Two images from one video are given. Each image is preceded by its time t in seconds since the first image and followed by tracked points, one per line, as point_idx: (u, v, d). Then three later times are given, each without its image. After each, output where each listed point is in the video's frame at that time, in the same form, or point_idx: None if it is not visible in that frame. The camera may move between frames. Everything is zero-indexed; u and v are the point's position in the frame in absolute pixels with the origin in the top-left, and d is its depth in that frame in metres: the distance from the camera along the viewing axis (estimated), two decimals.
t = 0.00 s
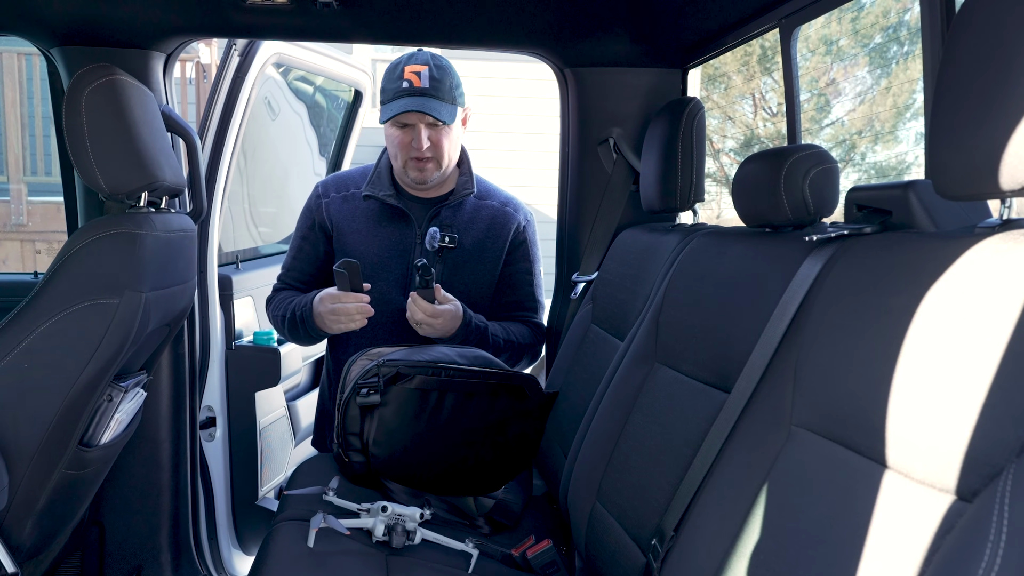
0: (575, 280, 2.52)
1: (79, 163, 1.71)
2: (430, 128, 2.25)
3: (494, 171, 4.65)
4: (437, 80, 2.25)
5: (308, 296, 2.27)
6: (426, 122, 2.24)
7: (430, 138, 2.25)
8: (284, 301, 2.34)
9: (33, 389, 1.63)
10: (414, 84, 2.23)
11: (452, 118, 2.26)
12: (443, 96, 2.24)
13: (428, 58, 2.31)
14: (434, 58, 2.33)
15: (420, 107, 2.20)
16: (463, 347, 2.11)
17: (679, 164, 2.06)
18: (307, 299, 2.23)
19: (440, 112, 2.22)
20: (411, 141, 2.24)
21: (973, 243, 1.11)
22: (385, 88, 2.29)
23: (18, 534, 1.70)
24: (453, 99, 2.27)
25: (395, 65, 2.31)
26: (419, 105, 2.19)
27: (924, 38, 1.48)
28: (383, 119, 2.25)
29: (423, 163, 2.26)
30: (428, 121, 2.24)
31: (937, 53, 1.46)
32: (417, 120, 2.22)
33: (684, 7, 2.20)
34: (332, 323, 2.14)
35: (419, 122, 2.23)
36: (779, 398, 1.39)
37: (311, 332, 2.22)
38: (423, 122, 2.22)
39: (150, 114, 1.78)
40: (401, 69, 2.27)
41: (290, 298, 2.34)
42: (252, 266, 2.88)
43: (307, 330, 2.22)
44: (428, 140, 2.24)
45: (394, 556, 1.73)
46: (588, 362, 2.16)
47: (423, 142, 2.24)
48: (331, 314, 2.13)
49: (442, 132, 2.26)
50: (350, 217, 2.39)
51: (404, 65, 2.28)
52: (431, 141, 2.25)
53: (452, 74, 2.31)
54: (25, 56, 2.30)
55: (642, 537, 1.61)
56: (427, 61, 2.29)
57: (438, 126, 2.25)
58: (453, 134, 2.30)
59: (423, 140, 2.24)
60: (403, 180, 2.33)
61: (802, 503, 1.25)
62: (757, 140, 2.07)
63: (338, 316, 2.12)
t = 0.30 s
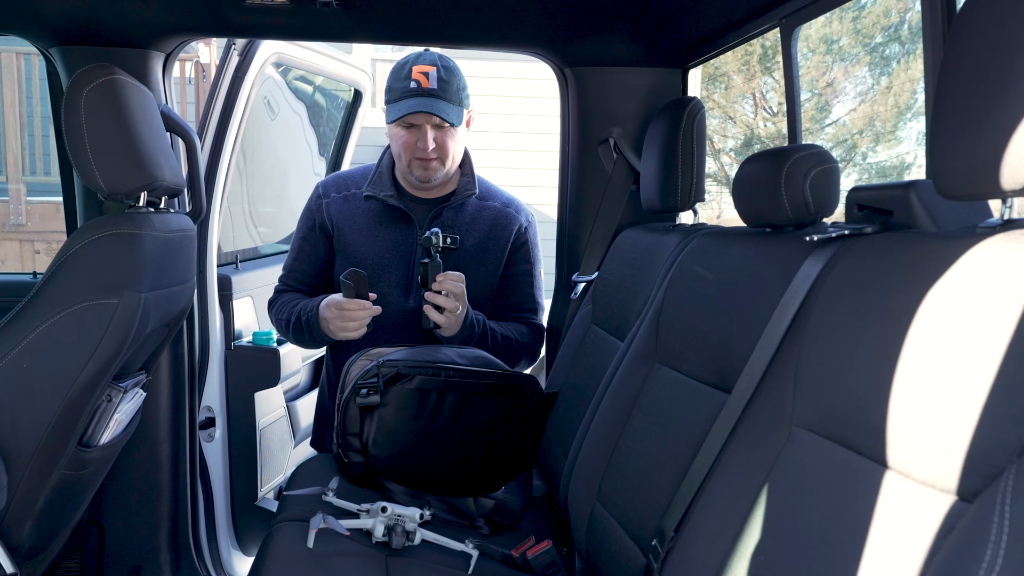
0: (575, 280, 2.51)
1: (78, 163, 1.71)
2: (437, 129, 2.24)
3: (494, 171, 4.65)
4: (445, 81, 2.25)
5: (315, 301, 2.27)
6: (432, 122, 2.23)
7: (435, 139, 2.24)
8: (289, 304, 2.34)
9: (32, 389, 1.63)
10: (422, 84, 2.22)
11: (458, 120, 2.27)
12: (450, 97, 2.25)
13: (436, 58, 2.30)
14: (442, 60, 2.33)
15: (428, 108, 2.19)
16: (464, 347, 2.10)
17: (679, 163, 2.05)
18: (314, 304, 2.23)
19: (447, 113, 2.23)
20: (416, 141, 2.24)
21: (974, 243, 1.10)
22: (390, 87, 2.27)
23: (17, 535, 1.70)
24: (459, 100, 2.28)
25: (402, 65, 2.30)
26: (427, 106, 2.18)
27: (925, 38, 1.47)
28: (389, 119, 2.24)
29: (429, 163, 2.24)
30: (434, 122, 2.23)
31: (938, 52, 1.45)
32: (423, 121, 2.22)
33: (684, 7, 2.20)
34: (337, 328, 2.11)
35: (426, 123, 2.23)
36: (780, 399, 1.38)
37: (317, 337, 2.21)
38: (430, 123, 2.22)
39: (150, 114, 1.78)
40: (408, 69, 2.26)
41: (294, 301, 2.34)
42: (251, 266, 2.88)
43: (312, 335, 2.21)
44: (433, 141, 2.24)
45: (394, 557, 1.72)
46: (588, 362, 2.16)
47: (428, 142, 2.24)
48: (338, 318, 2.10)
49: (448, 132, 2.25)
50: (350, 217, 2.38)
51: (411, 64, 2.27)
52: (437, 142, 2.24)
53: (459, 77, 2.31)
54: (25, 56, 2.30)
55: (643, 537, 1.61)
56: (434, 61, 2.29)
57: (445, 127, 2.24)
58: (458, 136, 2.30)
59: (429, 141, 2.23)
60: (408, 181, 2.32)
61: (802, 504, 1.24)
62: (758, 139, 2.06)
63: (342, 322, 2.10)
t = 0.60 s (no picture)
0: (575, 280, 2.51)
1: (77, 163, 1.71)
2: (449, 136, 2.23)
3: (494, 171, 4.65)
4: (463, 89, 2.25)
5: (309, 298, 2.25)
6: (447, 129, 2.22)
7: (446, 146, 2.24)
8: (283, 302, 2.33)
9: (31, 390, 1.63)
10: (441, 90, 2.21)
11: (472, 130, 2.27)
12: (467, 106, 2.25)
13: (457, 64, 2.31)
14: (461, 66, 2.32)
15: (444, 114, 2.19)
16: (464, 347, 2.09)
17: (679, 163, 2.05)
18: (307, 301, 2.21)
19: (463, 123, 2.22)
20: (426, 145, 2.23)
21: (976, 242, 1.10)
22: (407, 85, 2.25)
23: (16, 536, 1.70)
24: (475, 111, 2.29)
25: (421, 67, 2.28)
26: (445, 113, 2.18)
27: (926, 38, 1.47)
28: (402, 119, 2.22)
29: (435, 169, 2.24)
30: (448, 129, 2.22)
31: (939, 52, 1.45)
32: (439, 126, 2.21)
33: (684, 6, 2.19)
34: (329, 326, 2.12)
35: (440, 129, 2.21)
36: (781, 399, 1.38)
37: (310, 336, 2.21)
38: (444, 129, 2.21)
39: (149, 114, 1.78)
40: (429, 71, 2.25)
41: (288, 299, 2.33)
42: (251, 266, 2.88)
43: (307, 333, 2.21)
44: (444, 148, 2.23)
45: (394, 557, 1.72)
46: (588, 362, 2.15)
47: (439, 148, 2.23)
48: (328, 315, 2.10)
49: (459, 140, 2.25)
50: (352, 220, 2.37)
51: (431, 67, 2.26)
52: (448, 149, 2.24)
53: (477, 86, 2.32)
54: (24, 56, 2.29)
55: (643, 538, 1.61)
56: (455, 67, 2.28)
57: (457, 134, 2.24)
58: (467, 145, 2.30)
59: (440, 147, 2.23)
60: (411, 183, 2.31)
61: (803, 504, 1.24)
62: (759, 139, 2.06)
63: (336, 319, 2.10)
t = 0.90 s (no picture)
0: (575, 281, 2.50)
1: (77, 162, 1.70)
2: (460, 145, 2.21)
3: (494, 171, 4.65)
4: (475, 98, 2.23)
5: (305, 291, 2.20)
6: (459, 137, 2.19)
7: (457, 155, 2.21)
8: (279, 300, 2.26)
9: (30, 390, 1.62)
10: (457, 97, 2.18)
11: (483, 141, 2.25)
12: (479, 114, 2.23)
13: (467, 71, 2.27)
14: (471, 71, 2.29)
15: (459, 124, 2.16)
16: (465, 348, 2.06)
17: (680, 163, 2.05)
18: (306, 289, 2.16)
19: (477, 132, 2.20)
20: (439, 153, 2.19)
21: (977, 242, 1.10)
22: (418, 90, 2.20)
23: (15, 536, 1.69)
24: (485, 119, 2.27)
25: (434, 72, 2.24)
26: (462, 123, 2.15)
27: (927, 37, 1.47)
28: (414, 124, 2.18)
29: (444, 178, 2.21)
30: (461, 138, 2.20)
31: (940, 52, 1.44)
32: (452, 135, 2.18)
33: (685, 6, 2.19)
34: (337, 301, 2.03)
35: (453, 137, 2.19)
36: (781, 399, 1.38)
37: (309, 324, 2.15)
38: (457, 137, 2.18)
39: (148, 114, 1.77)
40: (442, 77, 2.20)
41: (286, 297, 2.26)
42: (251, 266, 2.87)
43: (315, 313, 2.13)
44: (456, 157, 2.21)
45: (394, 558, 1.72)
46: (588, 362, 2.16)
47: (451, 158, 2.20)
48: (332, 291, 2.03)
49: (469, 149, 2.23)
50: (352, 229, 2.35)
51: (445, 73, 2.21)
52: (459, 158, 2.21)
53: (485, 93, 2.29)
54: (22, 55, 2.28)
55: (643, 539, 1.60)
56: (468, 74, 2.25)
57: (469, 143, 2.21)
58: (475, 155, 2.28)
59: (452, 156, 2.20)
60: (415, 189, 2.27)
61: (803, 505, 1.24)
62: (759, 139, 2.06)
63: (343, 295, 2.02)
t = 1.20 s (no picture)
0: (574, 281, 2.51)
1: (76, 163, 1.70)
2: (473, 156, 2.19)
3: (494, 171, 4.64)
4: (490, 110, 2.22)
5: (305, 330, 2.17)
6: (472, 149, 2.18)
7: (471, 167, 2.19)
8: (274, 324, 2.23)
9: (29, 390, 1.62)
10: (472, 109, 2.17)
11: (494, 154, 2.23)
12: (493, 127, 2.22)
13: (481, 82, 2.26)
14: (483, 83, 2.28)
15: (475, 135, 2.14)
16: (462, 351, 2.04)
17: (680, 164, 2.05)
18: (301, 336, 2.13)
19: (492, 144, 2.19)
20: (452, 164, 2.17)
21: (977, 243, 1.09)
22: (431, 100, 2.19)
23: (15, 537, 1.69)
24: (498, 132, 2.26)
25: (447, 79, 2.22)
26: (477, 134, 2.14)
27: (928, 37, 1.46)
28: (428, 134, 2.15)
29: (456, 190, 2.19)
30: (474, 149, 2.18)
31: (941, 51, 1.44)
32: (465, 147, 2.16)
33: (685, 6, 2.19)
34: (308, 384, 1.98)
35: (467, 148, 2.17)
36: (782, 400, 1.37)
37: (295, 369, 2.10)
38: (470, 149, 2.17)
39: (147, 113, 1.77)
40: (457, 88, 2.19)
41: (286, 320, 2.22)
42: (250, 266, 2.87)
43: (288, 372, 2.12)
44: (468, 170, 2.19)
45: (394, 559, 1.71)
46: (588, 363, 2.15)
47: (464, 169, 2.18)
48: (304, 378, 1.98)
49: (482, 162, 2.21)
50: (352, 242, 2.30)
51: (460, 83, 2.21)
52: (471, 171, 2.20)
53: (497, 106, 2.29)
54: (22, 55, 2.28)
55: (644, 540, 1.60)
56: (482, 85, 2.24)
57: (482, 156, 2.20)
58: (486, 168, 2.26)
59: (466, 168, 2.18)
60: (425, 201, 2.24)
61: (804, 505, 1.23)
62: (760, 139, 2.06)
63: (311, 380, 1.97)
